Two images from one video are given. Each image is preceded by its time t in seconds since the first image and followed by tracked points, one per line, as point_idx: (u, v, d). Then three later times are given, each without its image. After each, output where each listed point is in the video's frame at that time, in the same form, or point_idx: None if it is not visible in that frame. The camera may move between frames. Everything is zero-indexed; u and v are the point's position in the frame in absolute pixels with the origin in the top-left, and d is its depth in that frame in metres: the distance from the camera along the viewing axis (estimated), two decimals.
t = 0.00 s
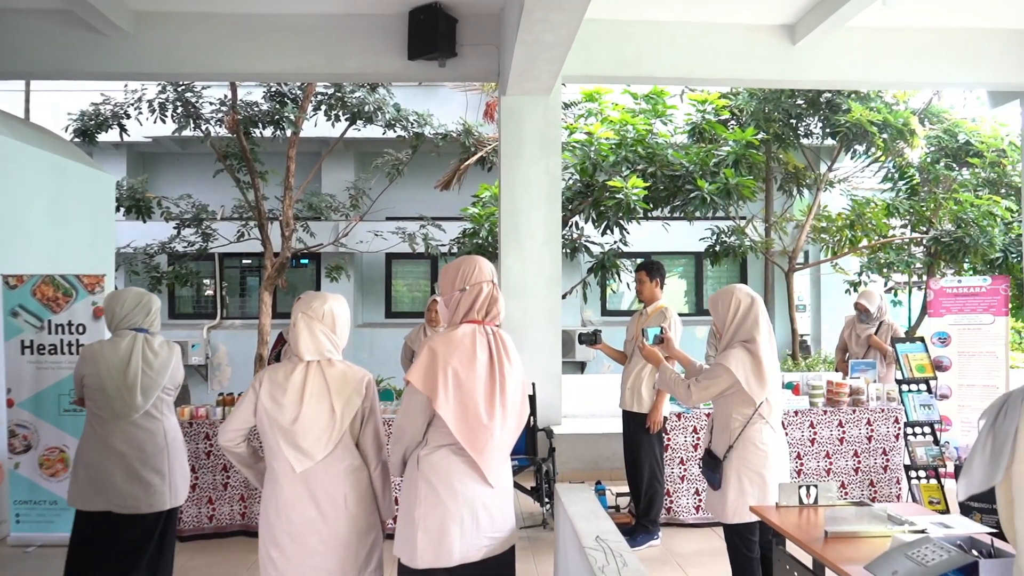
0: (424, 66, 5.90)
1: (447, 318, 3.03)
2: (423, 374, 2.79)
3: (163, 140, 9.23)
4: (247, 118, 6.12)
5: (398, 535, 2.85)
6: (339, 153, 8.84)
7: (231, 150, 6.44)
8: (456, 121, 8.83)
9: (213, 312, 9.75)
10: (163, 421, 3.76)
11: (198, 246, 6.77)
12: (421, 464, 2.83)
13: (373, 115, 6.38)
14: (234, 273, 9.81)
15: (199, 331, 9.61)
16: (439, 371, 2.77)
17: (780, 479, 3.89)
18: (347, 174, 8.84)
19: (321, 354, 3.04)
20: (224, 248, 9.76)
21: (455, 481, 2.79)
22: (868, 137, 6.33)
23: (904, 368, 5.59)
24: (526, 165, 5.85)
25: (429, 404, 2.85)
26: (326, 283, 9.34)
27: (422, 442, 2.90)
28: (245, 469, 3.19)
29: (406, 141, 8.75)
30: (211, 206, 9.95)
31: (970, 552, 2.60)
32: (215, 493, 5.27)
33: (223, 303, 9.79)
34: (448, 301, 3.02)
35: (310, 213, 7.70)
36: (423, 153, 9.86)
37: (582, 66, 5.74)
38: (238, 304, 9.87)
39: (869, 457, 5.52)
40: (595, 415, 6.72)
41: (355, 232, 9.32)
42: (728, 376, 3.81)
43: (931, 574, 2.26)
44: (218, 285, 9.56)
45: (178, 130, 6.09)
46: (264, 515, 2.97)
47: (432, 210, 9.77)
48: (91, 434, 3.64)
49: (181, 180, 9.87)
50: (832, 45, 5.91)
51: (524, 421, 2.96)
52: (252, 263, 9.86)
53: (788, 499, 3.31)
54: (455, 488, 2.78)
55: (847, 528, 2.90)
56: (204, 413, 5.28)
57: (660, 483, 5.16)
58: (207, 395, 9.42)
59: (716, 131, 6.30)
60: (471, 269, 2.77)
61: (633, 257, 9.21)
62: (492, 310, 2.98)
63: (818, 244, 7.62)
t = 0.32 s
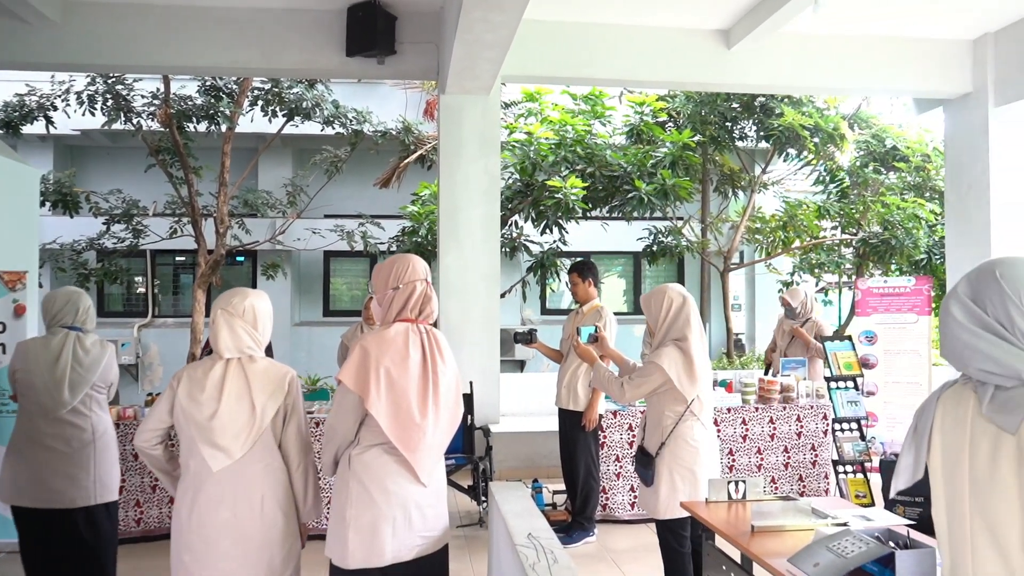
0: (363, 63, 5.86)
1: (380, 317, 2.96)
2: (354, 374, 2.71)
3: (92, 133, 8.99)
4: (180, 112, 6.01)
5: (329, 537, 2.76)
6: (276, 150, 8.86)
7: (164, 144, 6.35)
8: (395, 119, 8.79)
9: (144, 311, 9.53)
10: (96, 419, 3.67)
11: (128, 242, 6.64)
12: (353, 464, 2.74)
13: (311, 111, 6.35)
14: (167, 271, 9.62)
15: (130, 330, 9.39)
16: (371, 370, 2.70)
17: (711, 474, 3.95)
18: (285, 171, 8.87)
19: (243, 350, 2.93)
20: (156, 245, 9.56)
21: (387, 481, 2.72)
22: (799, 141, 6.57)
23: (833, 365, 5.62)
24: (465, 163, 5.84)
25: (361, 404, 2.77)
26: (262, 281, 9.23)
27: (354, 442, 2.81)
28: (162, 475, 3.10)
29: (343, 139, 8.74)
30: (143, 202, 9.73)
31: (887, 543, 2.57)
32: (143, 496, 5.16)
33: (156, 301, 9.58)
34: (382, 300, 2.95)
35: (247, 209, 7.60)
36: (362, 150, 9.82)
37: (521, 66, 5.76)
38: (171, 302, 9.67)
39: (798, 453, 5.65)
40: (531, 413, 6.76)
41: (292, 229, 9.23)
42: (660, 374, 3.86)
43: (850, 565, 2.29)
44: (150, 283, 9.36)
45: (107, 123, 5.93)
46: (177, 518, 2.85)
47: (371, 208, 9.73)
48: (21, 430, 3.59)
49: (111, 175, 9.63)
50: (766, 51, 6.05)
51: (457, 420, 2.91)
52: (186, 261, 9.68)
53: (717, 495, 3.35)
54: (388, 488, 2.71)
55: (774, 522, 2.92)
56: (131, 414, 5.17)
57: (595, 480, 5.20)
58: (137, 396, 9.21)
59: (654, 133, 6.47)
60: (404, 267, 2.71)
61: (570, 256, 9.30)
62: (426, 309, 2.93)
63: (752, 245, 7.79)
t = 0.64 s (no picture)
0: (297, 58, 5.78)
1: (308, 316, 2.88)
2: (281, 373, 2.63)
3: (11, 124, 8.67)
4: (106, 103, 5.87)
5: (255, 539, 2.69)
6: (207, 143, 8.73)
7: (88, 136, 6.15)
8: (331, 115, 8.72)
9: (67, 308, 9.23)
10: (10, 415, 3.55)
11: (49, 237, 6.42)
12: (279, 464, 2.66)
13: (243, 105, 6.33)
14: (92, 267, 9.34)
15: (51, 328, 9.08)
16: (299, 369, 2.63)
17: (641, 472, 3.96)
18: (217, 167, 8.72)
19: (154, 350, 2.85)
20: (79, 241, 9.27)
21: (315, 481, 2.65)
22: (734, 144, 6.72)
23: (763, 364, 5.85)
24: (401, 161, 5.80)
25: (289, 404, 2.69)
26: (192, 279, 9.04)
27: (281, 443, 2.73)
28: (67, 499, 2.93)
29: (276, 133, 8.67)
30: (66, 195, 9.43)
31: (806, 537, 2.60)
32: (62, 500, 4.97)
33: (79, 299, 9.29)
34: (310, 298, 2.87)
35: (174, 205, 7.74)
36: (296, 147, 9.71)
37: (458, 64, 5.74)
38: (96, 299, 9.39)
39: (728, 449, 5.77)
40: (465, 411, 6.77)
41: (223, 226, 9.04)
42: (592, 373, 3.88)
43: (772, 558, 2.30)
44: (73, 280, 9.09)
45: (27, 113, 5.71)
46: (81, 524, 2.76)
47: (306, 205, 9.61)
48: None
49: (31, 168, 9.30)
50: (702, 54, 6.15)
51: (387, 420, 2.87)
52: (112, 257, 9.42)
53: (647, 491, 3.35)
54: (316, 489, 2.65)
55: (698, 517, 2.95)
56: (49, 415, 4.98)
57: (529, 478, 5.21)
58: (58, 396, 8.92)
59: (591, 134, 6.62)
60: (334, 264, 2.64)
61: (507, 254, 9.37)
62: (356, 307, 2.87)
63: (688, 245, 7.96)
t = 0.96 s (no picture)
0: (227, 51, 5.67)
1: (234, 314, 2.77)
2: (204, 370, 2.53)
3: None
4: (25, 93, 5.71)
5: (176, 543, 2.58)
6: (133, 136, 8.55)
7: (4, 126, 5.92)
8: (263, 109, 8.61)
9: None
10: None
11: None
12: (201, 466, 2.55)
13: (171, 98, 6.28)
14: (9, 263, 9.02)
15: None
16: (222, 367, 2.53)
17: (571, 469, 3.97)
18: (143, 160, 8.58)
19: (67, 348, 2.67)
20: None
21: (238, 482, 2.55)
22: (668, 146, 6.85)
23: (694, 363, 5.75)
24: (335, 157, 5.73)
25: (213, 403, 2.58)
26: (117, 276, 8.81)
27: (203, 443, 2.60)
28: None
29: (206, 127, 8.51)
30: None
31: (729, 532, 2.47)
32: None
33: None
34: (235, 296, 2.75)
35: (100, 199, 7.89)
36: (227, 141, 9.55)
37: (395, 60, 5.71)
38: (14, 296, 9.07)
39: (659, 446, 5.86)
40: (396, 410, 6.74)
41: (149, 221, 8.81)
42: (522, 371, 3.86)
43: (694, 554, 2.23)
44: None
45: None
46: None
47: (237, 201, 9.46)
48: None
49: None
50: (637, 57, 6.23)
51: (315, 421, 2.78)
52: (31, 252, 9.11)
53: (576, 489, 3.30)
54: (239, 490, 2.55)
55: (626, 514, 2.92)
56: None
57: (462, 477, 5.18)
58: None
59: (528, 134, 6.66)
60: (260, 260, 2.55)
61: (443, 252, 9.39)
62: (283, 304, 2.77)
63: (623, 245, 8.09)
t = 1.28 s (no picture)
0: (154, 42, 5.54)
1: (155, 312, 2.68)
2: (123, 370, 2.46)
3: None
4: None
5: (93, 546, 2.51)
6: (57, 127, 8.37)
7: None
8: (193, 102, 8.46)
9: None
10: None
11: None
12: (121, 468, 2.49)
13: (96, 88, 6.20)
14: None
15: None
16: (142, 367, 2.47)
17: (500, 467, 3.98)
18: (67, 152, 8.40)
19: None
20: None
21: (159, 484, 2.50)
22: (602, 147, 6.96)
23: (626, 361, 5.95)
24: (267, 152, 5.65)
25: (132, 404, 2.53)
26: (38, 272, 8.56)
27: (123, 444, 2.55)
28: None
29: (133, 120, 8.35)
30: None
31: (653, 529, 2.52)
32: None
33: None
34: (157, 293, 2.67)
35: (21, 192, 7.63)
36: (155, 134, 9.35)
37: (330, 55, 5.65)
38: None
39: (592, 445, 5.94)
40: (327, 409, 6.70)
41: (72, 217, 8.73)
42: (452, 371, 3.86)
43: (619, 550, 2.24)
44: None
45: None
46: None
47: (166, 196, 9.28)
48: None
49: None
50: (572, 58, 6.28)
51: (235, 421, 2.72)
52: None
53: (504, 487, 3.31)
54: (160, 492, 2.50)
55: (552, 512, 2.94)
56: None
57: (393, 477, 5.17)
58: None
59: (463, 133, 6.71)
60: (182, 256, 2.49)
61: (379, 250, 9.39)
62: (206, 303, 2.72)
63: (559, 245, 8.18)
